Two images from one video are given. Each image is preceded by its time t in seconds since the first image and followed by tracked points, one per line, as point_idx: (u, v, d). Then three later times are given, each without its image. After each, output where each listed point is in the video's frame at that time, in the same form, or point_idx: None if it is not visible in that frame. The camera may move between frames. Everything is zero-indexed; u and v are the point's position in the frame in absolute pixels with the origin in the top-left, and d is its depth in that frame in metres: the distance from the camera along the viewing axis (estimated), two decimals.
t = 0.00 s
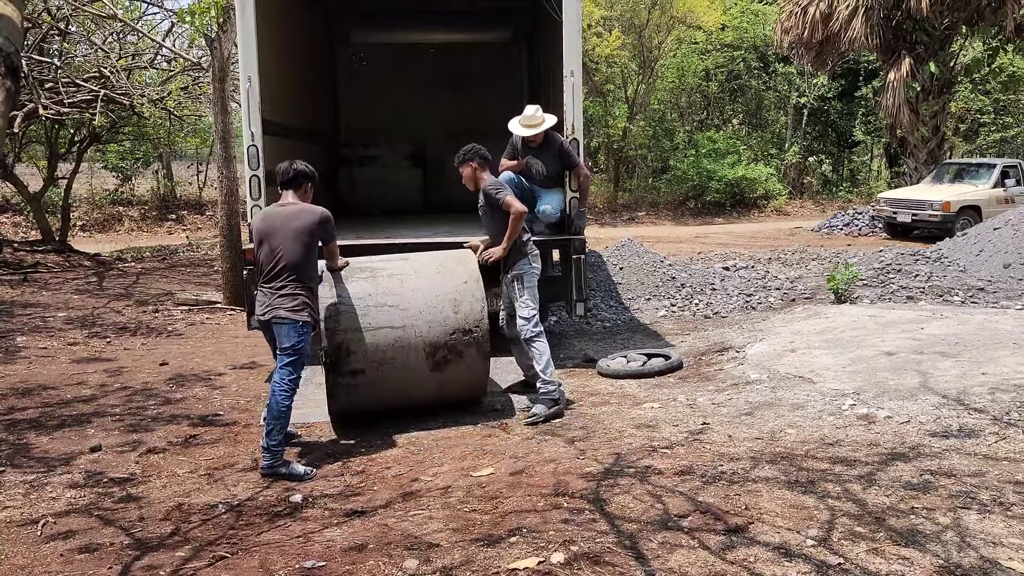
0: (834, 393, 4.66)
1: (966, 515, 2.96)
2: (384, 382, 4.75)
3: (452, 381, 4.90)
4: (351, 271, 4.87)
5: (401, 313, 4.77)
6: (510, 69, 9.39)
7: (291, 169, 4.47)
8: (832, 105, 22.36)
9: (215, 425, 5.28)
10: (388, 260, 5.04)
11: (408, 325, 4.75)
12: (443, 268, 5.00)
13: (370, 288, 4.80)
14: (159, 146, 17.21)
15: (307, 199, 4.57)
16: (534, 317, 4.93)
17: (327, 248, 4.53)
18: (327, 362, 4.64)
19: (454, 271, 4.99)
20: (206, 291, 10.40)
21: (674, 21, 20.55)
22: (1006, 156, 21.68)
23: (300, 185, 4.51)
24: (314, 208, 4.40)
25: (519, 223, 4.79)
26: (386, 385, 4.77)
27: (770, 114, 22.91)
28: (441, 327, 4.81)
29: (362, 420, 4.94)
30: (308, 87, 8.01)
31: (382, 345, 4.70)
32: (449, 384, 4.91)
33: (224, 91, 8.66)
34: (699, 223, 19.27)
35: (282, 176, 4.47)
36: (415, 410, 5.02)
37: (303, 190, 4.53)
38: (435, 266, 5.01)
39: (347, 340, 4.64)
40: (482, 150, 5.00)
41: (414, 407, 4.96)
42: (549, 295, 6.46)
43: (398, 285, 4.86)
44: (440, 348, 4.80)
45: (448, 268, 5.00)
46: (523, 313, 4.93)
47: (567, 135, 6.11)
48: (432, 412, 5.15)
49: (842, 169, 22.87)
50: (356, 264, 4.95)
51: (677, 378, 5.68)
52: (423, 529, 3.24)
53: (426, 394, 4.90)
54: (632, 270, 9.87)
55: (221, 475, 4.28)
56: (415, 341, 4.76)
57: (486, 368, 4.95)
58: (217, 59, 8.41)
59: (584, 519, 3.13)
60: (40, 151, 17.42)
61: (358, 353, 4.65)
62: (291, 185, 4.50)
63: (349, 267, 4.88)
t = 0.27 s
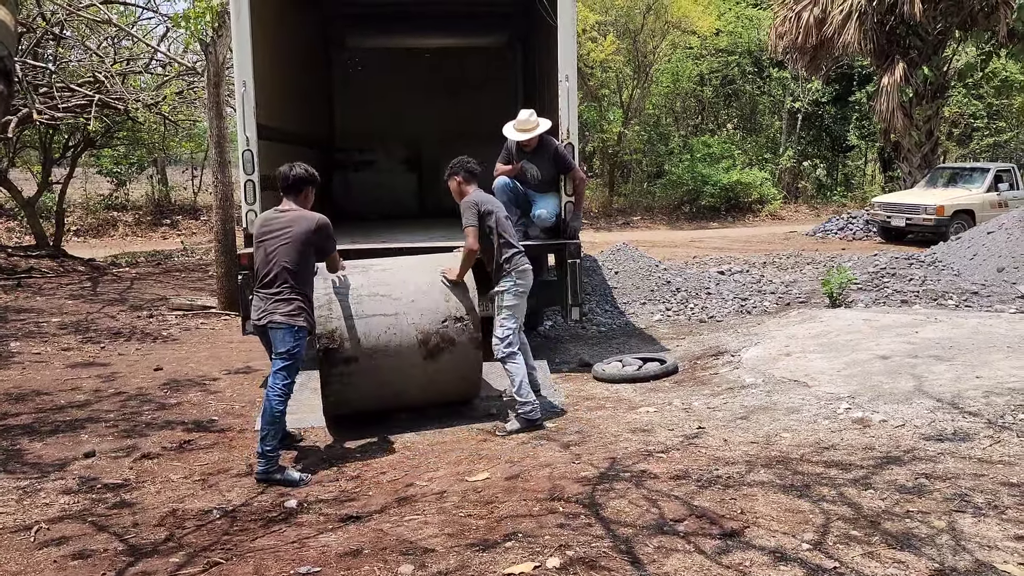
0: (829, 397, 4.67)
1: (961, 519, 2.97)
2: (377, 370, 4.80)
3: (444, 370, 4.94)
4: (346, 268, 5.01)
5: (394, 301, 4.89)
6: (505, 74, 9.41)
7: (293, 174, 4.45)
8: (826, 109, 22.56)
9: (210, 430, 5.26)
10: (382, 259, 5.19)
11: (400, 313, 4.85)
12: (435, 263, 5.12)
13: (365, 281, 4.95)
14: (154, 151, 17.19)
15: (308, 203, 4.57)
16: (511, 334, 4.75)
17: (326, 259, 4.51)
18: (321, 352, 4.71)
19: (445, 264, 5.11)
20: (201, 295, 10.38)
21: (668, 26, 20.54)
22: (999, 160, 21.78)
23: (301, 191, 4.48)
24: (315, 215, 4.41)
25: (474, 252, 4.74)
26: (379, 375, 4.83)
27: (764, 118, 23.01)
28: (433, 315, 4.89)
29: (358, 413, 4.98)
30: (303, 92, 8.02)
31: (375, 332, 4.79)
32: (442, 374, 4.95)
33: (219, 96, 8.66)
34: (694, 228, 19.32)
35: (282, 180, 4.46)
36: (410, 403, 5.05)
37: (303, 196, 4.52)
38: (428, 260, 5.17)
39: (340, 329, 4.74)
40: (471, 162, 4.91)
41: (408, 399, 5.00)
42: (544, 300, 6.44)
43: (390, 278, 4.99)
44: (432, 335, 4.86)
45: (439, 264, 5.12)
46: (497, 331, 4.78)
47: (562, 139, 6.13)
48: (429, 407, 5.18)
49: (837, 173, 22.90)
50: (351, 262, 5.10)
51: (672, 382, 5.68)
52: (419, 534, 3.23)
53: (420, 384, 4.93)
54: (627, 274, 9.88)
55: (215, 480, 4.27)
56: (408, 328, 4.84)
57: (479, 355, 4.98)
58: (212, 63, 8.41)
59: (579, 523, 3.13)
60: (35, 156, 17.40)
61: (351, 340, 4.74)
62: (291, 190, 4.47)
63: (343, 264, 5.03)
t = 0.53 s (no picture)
0: (826, 400, 4.66)
1: (959, 522, 2.96)
2: (369, 356, 4.84)
3: (438, 356, 4.96)
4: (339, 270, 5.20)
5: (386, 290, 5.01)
6: (501, 79, 9.43)
7: (299, 187, 4.48)
8: (821, 113, 22.60)
9: (206, 436, 5.25)
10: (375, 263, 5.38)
11: (390, 299, 4.97)
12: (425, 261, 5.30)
13: (359, 276, 5.12)
14: (149, 156, 17.17)
15: (313, 216, 4.58)
16: (488, 343, 4.72)
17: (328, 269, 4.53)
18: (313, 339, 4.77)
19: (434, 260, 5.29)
20: (197, 301, 10.35)
21: (664, 30, 20.64)
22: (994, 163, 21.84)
23: (305, 204, 4.51)
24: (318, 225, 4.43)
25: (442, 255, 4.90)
26: (373, 362, 4.86)
27: (760, 122, 23.06)
28: (422, 301, 5.00)
29: (352, 405, 5.01)
30: (299, 98, 8.02)
31: (367, 317, 4.87)
32: (435, 362, 4.97)
33: (214, 101, 8.64)
34: (691, 231, 19.34)
35: (289, 192, 4.48)
36: (405, 395, 5.06)
37: (309, 208, 4.53)
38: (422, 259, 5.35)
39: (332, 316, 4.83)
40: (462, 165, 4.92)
41: (402, 389, 5.01)
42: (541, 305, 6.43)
43: (381, 273, 5.16)
44: (423, 321, 4.93)
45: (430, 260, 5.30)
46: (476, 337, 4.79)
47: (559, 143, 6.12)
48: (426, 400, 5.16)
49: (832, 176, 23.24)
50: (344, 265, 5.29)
51: (669, 386, 5.68)
52: (415, 540, 3.21)
53: (412, 372, 4.95)
54: (624, 278, 9.88)
55: (211, 487, 4.24)
56: (399, 314, 4.92)
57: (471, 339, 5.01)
58: (208, 68, 8.41)
59: (576, 529, 3.12)
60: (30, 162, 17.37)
61: (343, 325, 4.81)
62: (297, 202, 4.50)
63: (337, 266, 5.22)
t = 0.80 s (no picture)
0: (828, 398, 4.63)
1: (964, 521, 2.93)
2: (364, 338, 4.90)
3: (433, 338, 5.01)
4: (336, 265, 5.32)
5: (380, 278, 5.14)
6: (500, 77, 9.38)
7: (304, 188, 4.47)
8: (821, 110, 22.56)
9: (204, 436, 5.22)
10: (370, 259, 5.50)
11: (384, 284, 5.08)
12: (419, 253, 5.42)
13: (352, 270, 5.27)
14: (147, 157, 17.11)
15: (319, 219, 4.56)
16: (471, 348, 4.66)
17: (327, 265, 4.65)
18: (309, 323, 4.83)
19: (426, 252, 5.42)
20: (195, 301, 10.32)
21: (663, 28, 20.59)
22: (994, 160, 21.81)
23: (310, 205, 4.50)
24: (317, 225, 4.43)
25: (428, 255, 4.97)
26: (369, 345, 4.91)
27: (759, 120, 23.03)
28: (416, 286, 5.10)
29: (349, 394, 5.02)
30: (298, 98, 8.00)
31: (362, 301, 4.96)
32: (430, 345, 5.02)
33: (213, 100, 8.61)
34: (690, 229, 19.31)
35: (294, 194, 4.47)
36: (401, 383, 5.09)
37: (314, 209, 4.52)
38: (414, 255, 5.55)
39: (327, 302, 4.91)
40: (460, 169, 4.90)
41: (398, 375, 5.04)
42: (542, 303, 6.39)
43: (376, 265, 5.28)
44: (417, 304, 5.03)
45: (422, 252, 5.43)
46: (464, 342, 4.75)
47: (558, 141, 6.07)
48: (424, 388, 5.19)
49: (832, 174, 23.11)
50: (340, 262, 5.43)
51: (670, 384, 5.64)
52: (414, 541, 3.18)
53: (408, 355, 5.00)
54: (624, 276, 9.85)
55: (208, 488, 4.21)
56: (393, 297, 5.02)
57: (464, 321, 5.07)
58: (205, 67, 8.37)
59: (577, 529, 3.08)
60: (28, 162, 17.32)
61: (338, 310, 4.89)
62: (302, 203, 4.49)
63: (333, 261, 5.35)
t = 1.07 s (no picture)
0: (833, 392, 4.57)
1: (975, 517, 2.87)
2: (361, 327, 4.83)
3: (430, 327, 4.95)
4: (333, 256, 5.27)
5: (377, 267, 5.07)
6: (498, 69, 9.27)
7: (302, 184, 4.39)
8: (821, 102, 22.49)
9: (201, 431, 5.15)
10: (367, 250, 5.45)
11: (381, 272, 5.02)
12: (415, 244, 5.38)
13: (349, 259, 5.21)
14: (144, 150, 17.00)
15: (316, 215, 4.49)
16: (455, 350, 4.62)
17: (326, 259, 4.59)
18: (305, 311, 4.79)
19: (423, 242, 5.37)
20: (192, 295, 10.24)
21: (662, 20, 20.47)
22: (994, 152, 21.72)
23: (307, 201, 4.43)
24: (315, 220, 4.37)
25: (421, 268, 4.85)
26: (366, 334, 4.84)
27: (759, 112, 22.94)
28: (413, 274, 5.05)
29: (347, 384, 4.95)
30: (294, 90, 7.90)
31: (358, 290, 4.90)
32: (427, 333, 4.95)
33: (208, 93, 8.51)
34: (690, 222, 19.23)
35: (292, 189, 4.39)
36: (400, 372, 5.02)
37: (312, 205, 4.44)
38: (412, 245, 5.49)
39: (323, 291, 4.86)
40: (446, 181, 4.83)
41: (397, 365, 4.98)
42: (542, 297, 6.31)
43: (373, 255, 5.23)
44: (414, 293, 4.97)
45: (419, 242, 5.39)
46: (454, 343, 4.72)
47: (558, 132, 5.97)
48: (423, 377, 5.12)
49: (832, 167, 23.32)
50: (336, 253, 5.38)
51: (672, 378, 5.58)
52: (413, 539, 3.12)
53: (406, 344, 4.93)
54: (625, 269, 9.78)
55: (205, 485, 4.14)
56: (390, 286, 4.96)
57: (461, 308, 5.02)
58: (201, 59, 8.28)
59: (580, 526, 3.02)
60: (25, 157, 17.22)
61: (335, 297, 4.84)
62: (299, 198, 4.42)
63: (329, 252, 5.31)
